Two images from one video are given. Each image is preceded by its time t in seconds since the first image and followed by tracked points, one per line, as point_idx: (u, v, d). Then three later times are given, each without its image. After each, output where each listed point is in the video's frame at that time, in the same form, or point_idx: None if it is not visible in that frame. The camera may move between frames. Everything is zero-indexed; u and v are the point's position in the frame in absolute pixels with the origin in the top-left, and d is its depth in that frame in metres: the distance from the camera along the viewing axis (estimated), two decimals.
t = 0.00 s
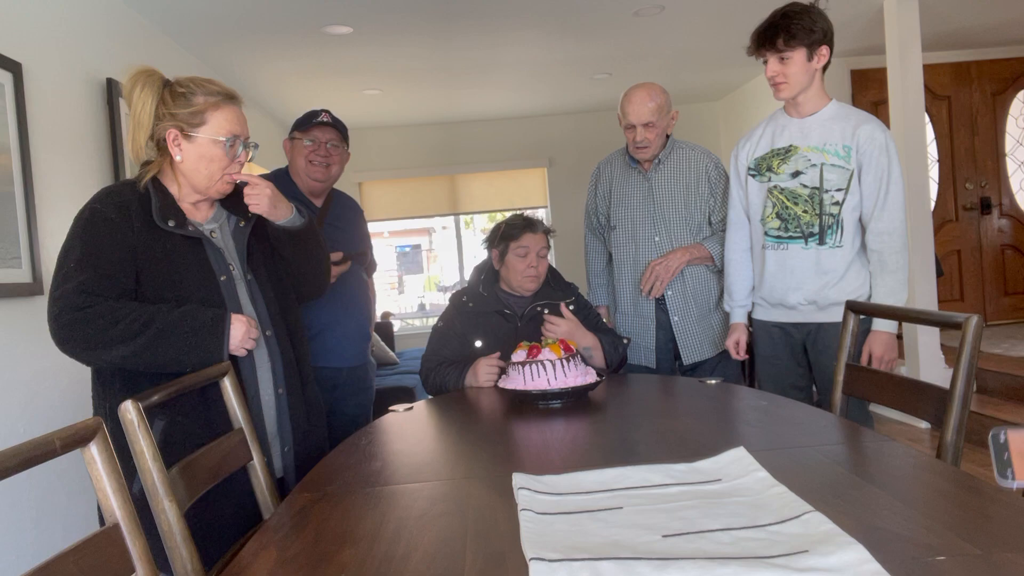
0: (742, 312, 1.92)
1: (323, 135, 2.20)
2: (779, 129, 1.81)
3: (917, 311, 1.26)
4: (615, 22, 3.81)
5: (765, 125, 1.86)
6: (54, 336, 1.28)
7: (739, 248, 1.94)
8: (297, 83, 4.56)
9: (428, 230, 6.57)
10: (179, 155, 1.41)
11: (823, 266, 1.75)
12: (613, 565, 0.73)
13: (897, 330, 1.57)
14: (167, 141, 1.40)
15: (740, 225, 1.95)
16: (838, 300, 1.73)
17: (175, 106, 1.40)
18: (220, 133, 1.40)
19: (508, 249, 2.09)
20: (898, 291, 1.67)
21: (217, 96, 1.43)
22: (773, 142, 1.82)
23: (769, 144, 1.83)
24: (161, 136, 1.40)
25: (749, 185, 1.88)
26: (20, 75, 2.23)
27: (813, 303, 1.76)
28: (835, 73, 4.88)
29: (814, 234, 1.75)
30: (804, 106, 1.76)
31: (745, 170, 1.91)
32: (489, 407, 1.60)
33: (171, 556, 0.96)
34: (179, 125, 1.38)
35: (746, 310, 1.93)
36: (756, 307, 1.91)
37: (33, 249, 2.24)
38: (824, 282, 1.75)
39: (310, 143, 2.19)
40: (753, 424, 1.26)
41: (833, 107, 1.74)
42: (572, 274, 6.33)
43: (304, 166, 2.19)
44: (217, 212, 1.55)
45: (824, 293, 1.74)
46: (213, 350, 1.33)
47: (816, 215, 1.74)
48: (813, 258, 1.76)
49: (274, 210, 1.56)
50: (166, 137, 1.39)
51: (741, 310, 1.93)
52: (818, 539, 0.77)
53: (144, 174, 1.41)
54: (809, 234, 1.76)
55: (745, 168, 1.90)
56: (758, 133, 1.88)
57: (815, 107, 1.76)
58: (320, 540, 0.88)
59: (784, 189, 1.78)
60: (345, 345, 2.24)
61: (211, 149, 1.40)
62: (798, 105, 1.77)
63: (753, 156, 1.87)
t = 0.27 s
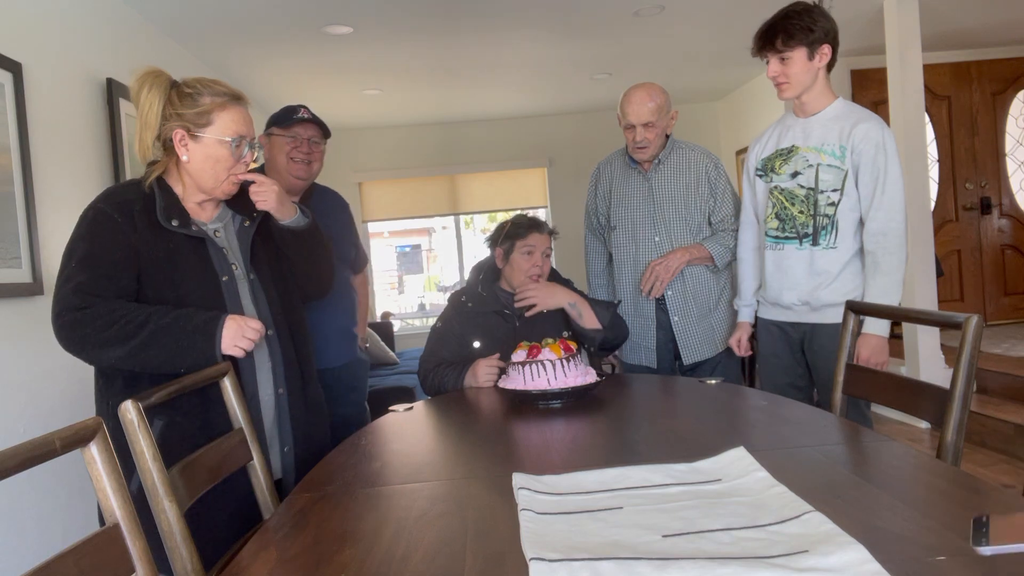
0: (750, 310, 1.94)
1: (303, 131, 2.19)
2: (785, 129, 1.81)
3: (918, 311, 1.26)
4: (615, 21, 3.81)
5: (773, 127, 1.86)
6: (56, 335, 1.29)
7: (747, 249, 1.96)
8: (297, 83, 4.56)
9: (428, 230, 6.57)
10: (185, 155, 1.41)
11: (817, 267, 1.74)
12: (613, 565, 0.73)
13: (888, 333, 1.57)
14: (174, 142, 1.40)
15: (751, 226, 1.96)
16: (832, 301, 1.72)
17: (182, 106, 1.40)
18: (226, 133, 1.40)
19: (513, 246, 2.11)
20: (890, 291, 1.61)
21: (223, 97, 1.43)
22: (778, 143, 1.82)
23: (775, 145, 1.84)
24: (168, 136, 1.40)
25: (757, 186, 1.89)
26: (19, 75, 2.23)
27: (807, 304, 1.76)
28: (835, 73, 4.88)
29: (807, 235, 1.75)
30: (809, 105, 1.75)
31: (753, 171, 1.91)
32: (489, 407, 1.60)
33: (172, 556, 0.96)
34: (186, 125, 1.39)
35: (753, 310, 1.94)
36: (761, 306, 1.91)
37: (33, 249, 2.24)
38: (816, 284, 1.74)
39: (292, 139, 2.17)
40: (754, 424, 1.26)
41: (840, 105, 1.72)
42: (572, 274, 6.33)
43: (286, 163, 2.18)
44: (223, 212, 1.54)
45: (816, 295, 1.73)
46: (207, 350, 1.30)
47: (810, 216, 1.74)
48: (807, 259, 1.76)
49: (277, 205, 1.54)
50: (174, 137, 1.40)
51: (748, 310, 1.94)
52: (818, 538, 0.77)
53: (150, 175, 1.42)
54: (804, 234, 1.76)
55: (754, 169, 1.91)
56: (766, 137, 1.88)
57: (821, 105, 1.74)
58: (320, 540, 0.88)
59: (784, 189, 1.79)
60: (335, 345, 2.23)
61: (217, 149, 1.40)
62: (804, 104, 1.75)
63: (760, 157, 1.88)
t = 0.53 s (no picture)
0: (756, 310, 1.95)
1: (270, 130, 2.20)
2: (794, 129, 1.82)
3: (917, 311, 1.26)
4: (615, 22, 3.81)
5: (784, 127, 1.86)
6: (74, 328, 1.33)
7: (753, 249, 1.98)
8: (297, 83, 4.56)
9: (428, 230, 6.57)
10: (206, 152, 1.41)
11: (817, 267, 1.74)
12: (613, 565, 0.73)
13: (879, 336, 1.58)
14: (196, 139, 1.40)
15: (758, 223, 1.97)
16: (831, 302, 1.72)
17: (204, 104, 1.40)
18: (245, 130, 1.39)
19: (515, 245, 2.11)
20: (883, 292, 1.60)
21: (244, 96, 1.42)
22: (786, 142, 1.83)
23: (783, 144, 1.84)
24: (190, 134, 1.41)
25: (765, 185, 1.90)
26: (19, 75, 2.23)
27: (808, 305, 1.76)
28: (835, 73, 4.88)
29: (808, 235, 1.75)
30: (816, 105, 1.75)
31: (762, 171, 1.91)
32: (489, 407, 1.60)
33: (171, 557, 0.96)
34: (207, 123, 1.39)
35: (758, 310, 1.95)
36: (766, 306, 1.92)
37: (33, 249, 2.24)
38: (816, 284, 1.74)
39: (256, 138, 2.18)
40: (755, 424, 1.26)
41: (846, 104, 1.71)
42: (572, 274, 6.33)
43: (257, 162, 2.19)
44: (241, 210, 1.54)
45: (815, 295, 1.73)
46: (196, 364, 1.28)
47: (812, 215, 1.74)
48: (808, 259, 1.77)
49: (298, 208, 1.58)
50: (195, 135, 1.40)
51: (754, 310, 1.95)
52: (818, 538, 0.77)
53: (171, 170, 1.43)
54: (805, 234, 1.76)
55: (762, 169, 1.91)
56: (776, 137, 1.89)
57: (828, 105, 1.73)
58: (319, 540, 0.88)
59: (788, 188, 1.79)
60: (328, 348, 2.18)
61: (236, 146, 1.39)
62: (812, 104, 1.75)
63: (769, 158, 1.88)
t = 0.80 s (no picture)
0: (758, 312, 1.97)
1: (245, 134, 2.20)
2: (800, 128, 1.82)
3: (917, 311, 1.26)
4: (615, 22, 3.81)
5: (790, 126, 1.86)
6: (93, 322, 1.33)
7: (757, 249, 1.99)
8: (297, 83, 4.55)
9: (428, 230, 6.57)
10: (225, 150, 1.43)
11: (824, 267, 1.74)
12: (613, 565, 0.73)
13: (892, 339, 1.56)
14: (214, 138, 1.43)
15: (761, 227, 1.97)
16: (837, 303, 1.72)
17: (221, 103, 1.42)
18: (263, 127, 1.43)
19: (514, 246, 2.11)
20: (893, 294, 1.61)
21: (260, 94, 1.45)
22: (792, 142, 1.82)
23: (789, 144, 1.84)
24: (208, 134, 1.43)
25: (769, 183, 1.91)
26: (20, 75, 2.23)
27: (814, 306, 1.76)
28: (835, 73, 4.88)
29: (816, 235, 1.75)
30: (824, 104, 1.74)
31: (767, 171, 1.92)
32: (489, 407, 1.60)
33: (171, 557, 0.96)
34: (226, 121, 1.41)
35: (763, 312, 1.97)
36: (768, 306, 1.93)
37: (33, 249, 2.24)
38: (824, 284, 1.74)
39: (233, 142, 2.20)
40: (755, 425, 1.26)
41: (854, 104, 1.71)
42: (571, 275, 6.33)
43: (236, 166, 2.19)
44: (261, 209, 1.56)
45: (822, 296, 1.73)
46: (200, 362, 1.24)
47: (820, 215, 1.74)
48: (815, 259, 1.76)
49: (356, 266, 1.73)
50: (214, 134, 1.42)
51: (756, 312, 1.97)
52: (818, 538, 0.77)
53: (189, 170, 1.45)
54: (812, 234, 1.76)
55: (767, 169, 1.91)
56: (783, 135, 1.88)
57: (837, 104, 1.73)
58: (319, 540, 0.88)
59: (795, 188, 1.80)
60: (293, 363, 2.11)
61: (253, 143, 1.42)
62: (820, 103, 1.75)
63: (773, 158, 1.88)
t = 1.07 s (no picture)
0: (756, 312, 1.95)
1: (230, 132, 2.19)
2: (799, 127, 1.81)
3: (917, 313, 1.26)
4: (615, 21, 3.81)
5: (788, 124, 1.86)
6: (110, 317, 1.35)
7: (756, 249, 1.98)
8: (297, 83, 4.55)
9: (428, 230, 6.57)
10: (242, 150, 1.45)
11: (829, 267, 1.74)
12: (613, 565, 0.73)
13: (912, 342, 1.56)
14: (231, 139, 1.44)
15: (759, 226, 1.97)
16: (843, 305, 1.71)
17: (237, 104, 1.44)
18: (279, 127, 1.44)
19: (512, 246, 2.11)
20: (903, 296, 1.61)
21: (275, 95, 1.47)
22: (792, 141, 1.82)
23: (788, 143, 1.84)
24: (225, 135, 1.44)
25: (768, 182, 1.90)
26: (20, 75, 2.23)
27: (819, 307, 1.76)
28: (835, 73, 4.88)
29: (820, 236, 1.75)
30: (825, 102, 1.74)
31: (764, 170, 1.92)
32: (489, 407, 1.60)
33: (171, 557, 0.96)
34: (243, 121, 1.43)
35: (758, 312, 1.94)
36: (768, 305, 1.93)
37: (33, 249, 2.24)
38: (829, 285, 1.74)
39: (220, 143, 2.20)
40: (755, 425, 1.26)
41: (855, 104, 1.72)
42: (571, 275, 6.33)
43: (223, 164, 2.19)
44: (275, 210, 1.57)
45: (827, 297, 1.73)
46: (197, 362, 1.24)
47: (823, 216, 1.74)
48: (819, 260, 1.76)
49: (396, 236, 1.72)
50: (231, 135, 1.44)
51: (754, 312, 1.95)
52: (818, 538, 0.77)
53: (207, 170, 1.46)
54: (816, 235, 1.76)
55: (766, 168, 1.91)
56: (781, 133, 1.88)
57: (838, 104, 1.73)
58: (319, 540, 0.88)
59: (796, 188, 1.79)
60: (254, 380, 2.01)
61: (270, 143, 1.44)
62: (821, 102, 1.75)
63: (772, 156, 1.88)
